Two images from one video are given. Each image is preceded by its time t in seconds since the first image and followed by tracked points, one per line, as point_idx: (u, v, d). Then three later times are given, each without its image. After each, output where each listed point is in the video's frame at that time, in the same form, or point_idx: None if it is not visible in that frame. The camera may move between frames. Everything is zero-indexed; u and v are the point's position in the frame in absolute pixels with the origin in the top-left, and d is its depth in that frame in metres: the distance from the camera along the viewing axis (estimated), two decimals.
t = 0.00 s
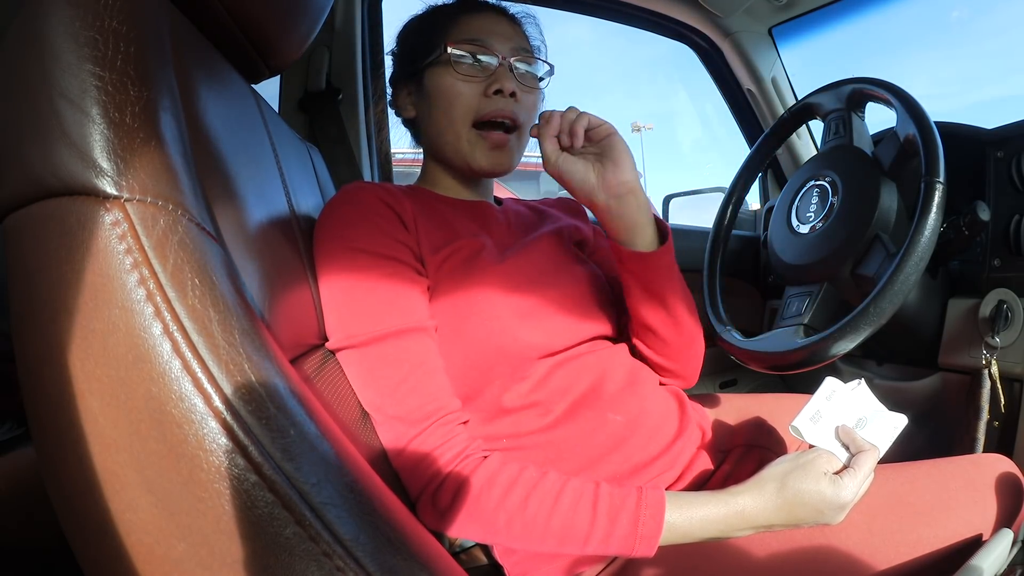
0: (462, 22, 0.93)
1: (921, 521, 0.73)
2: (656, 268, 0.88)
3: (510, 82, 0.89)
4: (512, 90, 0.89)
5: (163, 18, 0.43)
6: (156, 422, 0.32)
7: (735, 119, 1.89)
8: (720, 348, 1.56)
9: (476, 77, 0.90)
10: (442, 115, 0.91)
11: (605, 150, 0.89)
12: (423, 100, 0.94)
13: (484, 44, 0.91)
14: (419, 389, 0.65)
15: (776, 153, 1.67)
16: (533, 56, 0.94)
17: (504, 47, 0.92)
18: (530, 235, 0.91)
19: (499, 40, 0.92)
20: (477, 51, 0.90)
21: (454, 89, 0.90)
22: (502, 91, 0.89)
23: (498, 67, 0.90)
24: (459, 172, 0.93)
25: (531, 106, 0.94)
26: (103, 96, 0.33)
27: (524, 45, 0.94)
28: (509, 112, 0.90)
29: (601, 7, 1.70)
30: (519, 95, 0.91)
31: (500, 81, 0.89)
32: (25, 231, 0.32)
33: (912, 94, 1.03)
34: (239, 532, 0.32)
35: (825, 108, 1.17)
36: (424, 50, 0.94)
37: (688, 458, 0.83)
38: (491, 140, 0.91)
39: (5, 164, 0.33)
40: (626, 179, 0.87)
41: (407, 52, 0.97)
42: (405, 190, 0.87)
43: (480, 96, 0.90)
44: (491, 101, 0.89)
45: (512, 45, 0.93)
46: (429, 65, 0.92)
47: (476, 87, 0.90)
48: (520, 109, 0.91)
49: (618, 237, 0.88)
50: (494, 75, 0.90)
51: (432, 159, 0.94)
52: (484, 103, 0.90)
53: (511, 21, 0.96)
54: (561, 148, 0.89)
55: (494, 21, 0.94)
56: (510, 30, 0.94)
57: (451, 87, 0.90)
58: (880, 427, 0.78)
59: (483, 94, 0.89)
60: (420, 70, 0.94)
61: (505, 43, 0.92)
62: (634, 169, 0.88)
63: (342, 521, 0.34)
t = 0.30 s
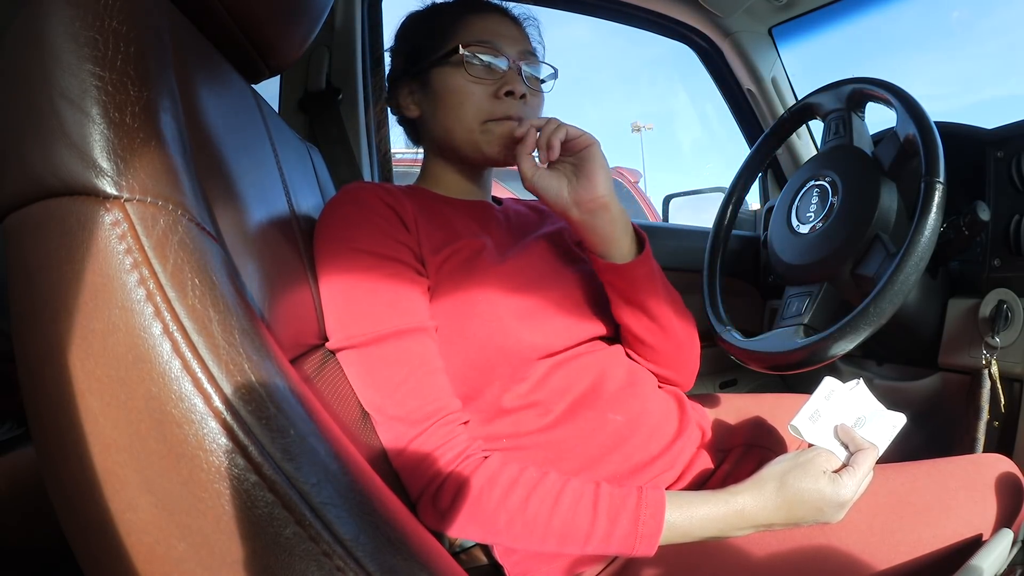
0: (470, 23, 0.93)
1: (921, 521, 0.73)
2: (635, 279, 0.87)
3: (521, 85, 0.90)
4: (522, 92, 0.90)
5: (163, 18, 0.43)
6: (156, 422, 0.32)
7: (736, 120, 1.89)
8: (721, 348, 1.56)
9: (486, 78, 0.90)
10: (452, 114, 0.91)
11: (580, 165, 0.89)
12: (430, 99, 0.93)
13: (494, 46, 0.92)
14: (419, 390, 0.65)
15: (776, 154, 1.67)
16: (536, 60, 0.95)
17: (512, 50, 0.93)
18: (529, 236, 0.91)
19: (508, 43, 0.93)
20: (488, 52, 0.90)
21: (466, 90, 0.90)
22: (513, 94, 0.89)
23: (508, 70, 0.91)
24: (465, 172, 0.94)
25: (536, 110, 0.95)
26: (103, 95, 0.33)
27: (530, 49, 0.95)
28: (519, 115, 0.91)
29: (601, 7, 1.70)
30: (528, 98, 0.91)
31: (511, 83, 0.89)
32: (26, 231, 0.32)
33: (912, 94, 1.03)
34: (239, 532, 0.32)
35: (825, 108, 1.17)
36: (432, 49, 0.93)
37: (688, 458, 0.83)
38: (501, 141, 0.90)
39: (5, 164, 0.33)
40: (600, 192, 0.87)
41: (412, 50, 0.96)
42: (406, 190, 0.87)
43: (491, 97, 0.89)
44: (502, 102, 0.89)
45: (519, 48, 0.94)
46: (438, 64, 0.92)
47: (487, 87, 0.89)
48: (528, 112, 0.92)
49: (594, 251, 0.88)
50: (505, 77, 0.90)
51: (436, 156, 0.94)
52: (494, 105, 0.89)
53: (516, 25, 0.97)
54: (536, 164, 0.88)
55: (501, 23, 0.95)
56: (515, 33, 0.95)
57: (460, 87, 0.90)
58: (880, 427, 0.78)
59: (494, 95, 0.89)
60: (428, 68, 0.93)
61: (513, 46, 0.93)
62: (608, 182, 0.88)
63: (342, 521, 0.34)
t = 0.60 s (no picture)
0: (485, 25, 0.93)
1: (920, 521, 0.73)
2: (616, 285, 0.85)
3: (536, 92, 0.91)
4: (536, 99, 0.91)
5: (163, 18, 0.43)
6: (156, 422, 0.32)
7: (736, 120, 1.88)
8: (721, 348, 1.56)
9: (504, 82, 0.90)
10: (467, 116, 0.90)
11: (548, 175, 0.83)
12: (444, 99, 0.93)
13: (510, 51, 0.92)
14: (419, 390, 0.65)
15: (776, 154, 1.67)
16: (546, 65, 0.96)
17: (526, 54, 0.94)
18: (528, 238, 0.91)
19: (522, 47, 0.94)
20: (505, 56, 0.91)
21: (483, 94, 0.90)
22: (529, 100, 0.91)
23: (524, 75, 0.91)
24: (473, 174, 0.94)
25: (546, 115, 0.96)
26: (103, 96, 0.33)
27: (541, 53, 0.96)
28: (534, 120, 0.92)
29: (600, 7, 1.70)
30: (540, 103, 0.93)
31: (528, 89, 0.91)
32: (26, 231, 0.32)
33: (912, 94, 1.03)
34: (239, 533, 0.32)
35: (825, 108, 1.17)
36: (446, 48, 0.93)
37: (688, 458, 0.83)
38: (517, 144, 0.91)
39: (5, 165, 0.33)
40: (569, 211, 0.83)
41: (425, 49, 0.96)
42: (406, 190, 0.87)
43: (508, 102, 0.90)
44: (519, 107, 0.90)
45: (532, 53, 0.95)
46: (454, 65, 0.91)
47: (505, 91, 0.90)
48: (541, 117, 0.93)
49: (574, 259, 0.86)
50: (522, 82, 0.91)
51: (445, 155, 0.94)
52: (511, 109, 0.90)
53: (528, 28, 0.97)
54: (504, 191, 0.85)
55: (514, 26, 0.95)
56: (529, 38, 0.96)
57: (475, 87, 0.90)
58: (880, 427, 0.78)
59: (512, 100, 0.90)
60: (442, 67, 0.92)
61: (527, 50, 0.94)
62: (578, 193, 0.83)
63: (342, 522, 0.34)
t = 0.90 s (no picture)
0: (481, 25, 0.93)
1: (920, 521, 0.73)
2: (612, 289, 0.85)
3: (532, 92, 0.91)
4: (533, 99, 0.92)
5: (163, 19, 0.43)
6: (157, 422, 0.32)
7: (735, 120, 1.88)
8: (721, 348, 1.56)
9: (500, 82, 0.90)
10: (463, 117, 0.91)
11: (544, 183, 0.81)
12: (440, 100, 0.93)
13: (505, 51, 0.92)
14: (420, 390, 0.65)
15: (776, 154, 1.67)
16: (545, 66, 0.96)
17: (522, 54, 0.94)
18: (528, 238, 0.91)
19: (519, 47, 0.94)
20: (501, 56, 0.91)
21: (478, 95, 0.90)
22: (525, 100, 0.91)
23: (520, 75, 0.91)
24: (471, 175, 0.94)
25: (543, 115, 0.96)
26: (103, 95, 0.33)
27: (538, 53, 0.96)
28: (530, 121, 0.92)
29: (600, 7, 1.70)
30: (537, 104, 0.93)
31: (523, 90, 0.91)
32: (26, 231, 0.32)
33: (912, 94, 1.03)
34: (239, 533, 0.32)
35: (825, 108, 1.17)
36: (442, 49, 0.93)
37: (688, 458, 0.83)
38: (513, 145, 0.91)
39: (5, 165, 0.33)
40: (566, 220, 0.81)
41: (421, 49, 0.96)
42: (406, 189, 0.87)
43: (503, 102, 0.90)
44: (514, 108, 0.90)
45: (529, 52, 0.95)
46: (449, 65, 0.92)
47: (500, 92, 0.90)
48: (538, 118, 0.93)
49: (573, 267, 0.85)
50: (517, 82, 0.91)
51: (440, 155, 0.94)
52: (506, 110, 0.90)
53: (526, 27, 0.97)
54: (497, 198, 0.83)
55: (512, 26, 0.95)
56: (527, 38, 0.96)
57: (470, 87, 0.90)
58: (880, 428, 0.78)
59: (507, 100, 0.90)
60: (438, 67, 0.93)
61: (524, 49, 0.94)
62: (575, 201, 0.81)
63: (342, 522, 0.34)
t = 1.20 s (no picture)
0: (466, 31, 0.92)
1: (920, 521, 0.73)
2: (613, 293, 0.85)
3: (510, 104, 0.89)
4: (512, 112, 0.89)
5: (163, 18, 0.43)
6: (157, 422, 0.32)
7: (737, 121, 1.90)
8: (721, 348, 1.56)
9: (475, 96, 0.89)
10: (442, 128, 0.91)
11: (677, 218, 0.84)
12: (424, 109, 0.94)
13: (487, 61, 0.90)
14: (422, 392, 0.65)
15: (776, 154, 1.67)
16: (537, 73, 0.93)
17: (506, 63, 0.91)
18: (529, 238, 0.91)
19: (504, 55, 0.91)
20: (478, 69, 0.90)
21: (454, 108, 0.90)
22: (502, 113, 0.89)
23: (497, 87, 0.90)
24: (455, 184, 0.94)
25: (531, 124, 0.94)
26: (103, 95, 0.33)
27: (529, 59, 0.93)
28: (510, 133, 0.90)
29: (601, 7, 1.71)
30: (519, 115, 0.90)
31: (500, 103, 0.89)
32: (27, 231, 0.32)
33: (911, 94, 1.03)
34: (239, 532, 0.32)
35: (825, 108, 1.18)
36: (429, 56, 0.93)
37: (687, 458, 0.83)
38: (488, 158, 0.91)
39: (5, 165, 0.33)
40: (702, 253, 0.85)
41: (410, 53, 0.96)
42: (406, 190, 0.87)
43: (478, 116, 0.89)
44: (490, 122, 0.89)
45: (516, 60, 0.91)
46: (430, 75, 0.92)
47: (475, 106, 0.89)
48: (520, 129, 0.91)
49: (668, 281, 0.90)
50: (494, 95, 0.89)
51: (427, 161, 0.96)
52: (482, 124, 0.89)
53: (520, 29, 0.94)
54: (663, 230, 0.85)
55: (500, 31, 0.92)
56: (517, 41, 0.93)
57: (446, 100, 0.90)
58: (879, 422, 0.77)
59: (481, 114, 0.89)
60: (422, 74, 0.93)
61: (508, 57, 0.91)
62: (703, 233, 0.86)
63: (342, 521, 0.34)
